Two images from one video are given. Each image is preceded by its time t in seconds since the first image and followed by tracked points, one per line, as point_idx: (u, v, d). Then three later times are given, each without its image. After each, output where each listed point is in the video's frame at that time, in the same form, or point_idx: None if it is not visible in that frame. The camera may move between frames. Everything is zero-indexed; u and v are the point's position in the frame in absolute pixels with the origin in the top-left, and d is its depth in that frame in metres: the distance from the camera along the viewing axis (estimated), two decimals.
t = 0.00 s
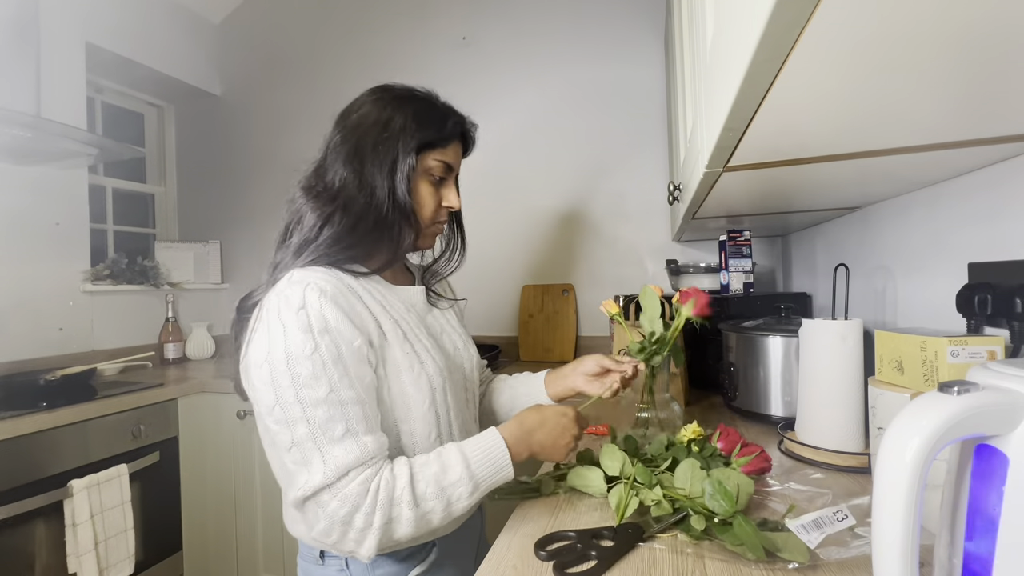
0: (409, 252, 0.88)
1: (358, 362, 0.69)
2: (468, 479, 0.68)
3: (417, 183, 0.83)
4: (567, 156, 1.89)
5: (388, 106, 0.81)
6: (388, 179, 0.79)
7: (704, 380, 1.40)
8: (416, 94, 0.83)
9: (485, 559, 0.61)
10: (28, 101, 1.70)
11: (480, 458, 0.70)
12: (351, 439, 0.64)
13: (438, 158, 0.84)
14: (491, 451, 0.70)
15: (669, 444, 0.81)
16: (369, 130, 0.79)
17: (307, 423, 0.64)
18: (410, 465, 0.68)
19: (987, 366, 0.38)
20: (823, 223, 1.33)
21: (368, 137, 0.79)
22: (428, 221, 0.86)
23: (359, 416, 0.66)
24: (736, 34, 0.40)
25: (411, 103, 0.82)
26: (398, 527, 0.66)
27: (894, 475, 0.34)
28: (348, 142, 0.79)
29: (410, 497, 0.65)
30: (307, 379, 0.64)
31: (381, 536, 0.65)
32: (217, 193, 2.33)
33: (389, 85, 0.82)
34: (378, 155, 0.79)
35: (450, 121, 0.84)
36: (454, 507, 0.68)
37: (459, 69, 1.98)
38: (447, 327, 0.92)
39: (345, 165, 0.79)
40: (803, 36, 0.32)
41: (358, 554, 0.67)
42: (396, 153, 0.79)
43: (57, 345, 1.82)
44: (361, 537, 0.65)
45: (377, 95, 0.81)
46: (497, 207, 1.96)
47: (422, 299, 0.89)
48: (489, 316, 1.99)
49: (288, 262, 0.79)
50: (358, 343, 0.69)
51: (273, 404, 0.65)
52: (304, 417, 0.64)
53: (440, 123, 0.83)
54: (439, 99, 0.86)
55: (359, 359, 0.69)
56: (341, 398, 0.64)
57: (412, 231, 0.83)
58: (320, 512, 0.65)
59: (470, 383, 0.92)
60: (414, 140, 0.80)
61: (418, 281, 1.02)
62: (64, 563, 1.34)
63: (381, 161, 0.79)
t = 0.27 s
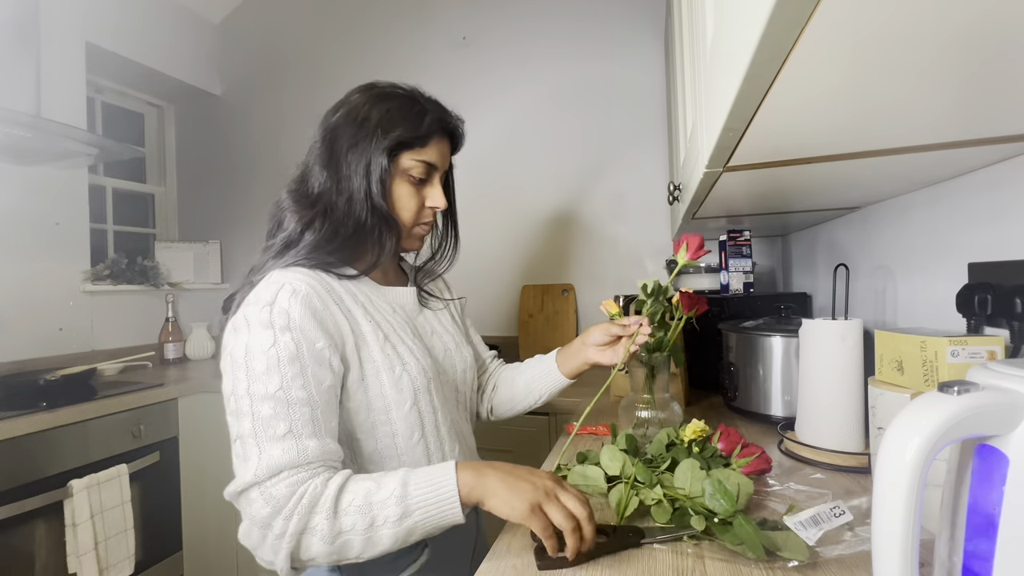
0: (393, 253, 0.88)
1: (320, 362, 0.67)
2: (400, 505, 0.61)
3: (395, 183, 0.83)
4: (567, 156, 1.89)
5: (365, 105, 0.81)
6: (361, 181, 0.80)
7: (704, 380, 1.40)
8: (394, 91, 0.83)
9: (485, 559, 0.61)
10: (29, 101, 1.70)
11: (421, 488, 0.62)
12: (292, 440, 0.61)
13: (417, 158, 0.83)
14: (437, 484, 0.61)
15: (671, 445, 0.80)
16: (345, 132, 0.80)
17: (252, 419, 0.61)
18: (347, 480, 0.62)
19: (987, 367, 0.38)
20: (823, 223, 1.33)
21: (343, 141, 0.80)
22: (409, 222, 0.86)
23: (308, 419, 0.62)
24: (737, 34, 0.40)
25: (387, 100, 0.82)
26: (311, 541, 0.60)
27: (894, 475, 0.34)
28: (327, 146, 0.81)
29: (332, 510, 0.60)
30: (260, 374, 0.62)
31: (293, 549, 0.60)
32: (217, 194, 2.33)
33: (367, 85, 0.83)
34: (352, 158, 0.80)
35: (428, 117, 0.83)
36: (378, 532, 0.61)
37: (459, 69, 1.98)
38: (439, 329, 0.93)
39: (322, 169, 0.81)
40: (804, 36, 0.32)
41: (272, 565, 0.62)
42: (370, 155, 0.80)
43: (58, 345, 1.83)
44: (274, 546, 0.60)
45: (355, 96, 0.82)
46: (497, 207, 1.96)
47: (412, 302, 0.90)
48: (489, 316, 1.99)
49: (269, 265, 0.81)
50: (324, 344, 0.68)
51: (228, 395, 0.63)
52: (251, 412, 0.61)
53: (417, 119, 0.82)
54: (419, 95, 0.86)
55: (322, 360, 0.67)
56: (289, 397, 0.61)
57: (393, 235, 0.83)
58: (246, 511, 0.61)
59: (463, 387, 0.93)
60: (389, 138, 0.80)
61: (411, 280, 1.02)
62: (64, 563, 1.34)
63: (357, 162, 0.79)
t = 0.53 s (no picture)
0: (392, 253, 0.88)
1: (314, 369, 0.68)
2: (392, 491, 0.66)
3: (391, 182, 0.83)
4: (567, 156, 1.89)
5: (357, 107, 0.81)
6: (355, 181, 0.80)
7: (705, 380, 1.40)
8: (385, 92, 0.83)
9: (485, 558, 0.61)
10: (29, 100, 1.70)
11: (410, 471, 0.67)
12: (285, 447, 0.63)
13: (411, 156, 0.83)
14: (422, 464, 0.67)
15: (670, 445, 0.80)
16: (338, 134, 0.81)
17: (246, 426, 0.64)
18: (338, 476, 0.66)
19: (987, 367, 0.38)
20: (823, 223, 1.33)
21: (336, 143, 0.80)
22: (405, 221, 0.86)
23: (299, 426, 0.65)
24: (737, 34, 0.40)
25: (379, 101, 0.82)
26: (316, 533, 0.65)
27: (894, 475, 0.34)
28: (322, 149, 0.82)
29: (328, 507, 0.64)
30: (252, 383, 0.64)
31: (297, 543, 0.65)
32: (217, 194, 2.33)
33: (359, 87, 0.83)
34: (346, 158, 0.80)
35: (419, 115, 0.83)
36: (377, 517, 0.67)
37: (459, 69, 1.98)
38: (438, 329, 0.93)
39: (318, 173, 0.82)
40: (804, 36, 0.32)
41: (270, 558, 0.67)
42: (362, 155, 0.80)
43: (58, 345, 1.83)
44: (277, 542, 0.64)
45: (347, 99, 0.82)
46: (497, 207, 1.96)
47: (411, 301, 0.90)
48: (490, 316, 1.98)
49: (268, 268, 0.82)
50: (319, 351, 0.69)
51: (224, 403, 0.66)
52: (245, 420, 0.64)
53: (408, 118, 0.82)
54: (411, 95, 0.86)
55: (316, 367, 0.68)
56: (281, 406, 0.64)
57: (390, 234, 0.83)
58: (245, 512, 0.65)
59: (461, 387, 0.93)
60: (382, 138, 0.80)
61: (410, 277, 1.01)
62: (64, 563, 1.34)
63: (351, 163, 0.80)
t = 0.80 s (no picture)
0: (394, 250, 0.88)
1: (331, 364, 0.68)
2: (421, 493, 0.66)
3: (392, 178, 0.83)
4: (567, 156, 1.89)
5: (354, 106, 0.81)
6: (358, 179, 0.80)
7: (705, 380, 1.39)
8: (381, 91, 0.84)
9: (485, 558, 0.61)
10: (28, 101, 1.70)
11: (440, 475, 0.67)
12: (311, 443, 0.64)
13: (411, 153, 0.83)
14: (449, 469, 0.67)
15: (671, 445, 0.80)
16: (337, 133, 0.81)
17: (269, 424, 0.63)
18: (367, 476, 0.66)
19: (987, 366, 0.38)
20: (823, 223, 1.33)
21: (337, 140, 0.80)
22: (408, 217, 0.86)
23: (323, 420, 0.65)
24: (736, 34, 0.40)
25: (375, 99, 0.82)
26: (342, 533, 0.65)
27: (894, 474, 0.34)
28: (320, 148, 0.81)
29: (357, 506, 0.64)
30: (274, 381, 0.63)
31: (324, 541, 0.65)
32: (217, 193, 2.33)
33: (354, 87, 0.83)
34: (348, 156, 0.80)
35: (416, 112, 0.83)
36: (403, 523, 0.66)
37: (458, 69, 1.98)
38: (438, 325, 0.93)
39: (318, 170, 0.81)
40: (804, 36, 0.32)
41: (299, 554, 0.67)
42: (364, 152, 0.80)
43: (57, 345, 1.82)
44: (306, 539, 0.64)
45: (343, 99, 0.82)
46: (496, 207, 1.96)
47: (412, 297, 0.90)
48: (489, 316, 1.98)
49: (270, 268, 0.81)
50: (335, 345, 0.69)
51: (243, 403, 0.65)
52: (268, 418, 0.63)
53: (406, 115, 0.83)
54: (406, 93, 0.86)
55: (333, 361, 0.68)
56: (305, 402, 0.64)
57: (393, 229, 0.83)
58: (274, 511, 0.64)
59: (462, 383, 0.93)
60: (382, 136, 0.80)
61: (410, 280, 1.02)
62: (64, 563, 1.34)
63: (352, 161, 0.80)
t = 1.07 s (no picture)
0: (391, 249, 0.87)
1: (364, 345, 0.70)
2: (512, 433, 0.68)
3: (387, 176, 0.82)
4: (566, 156, 1.89)
5: (347, 107, 0.82)
6: (352, 177, 0.80)
7: (705, 380, 1.40)
8: (375, 91, 0.84)
9: (485, 559, 0.61)
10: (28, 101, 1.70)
11: (526, 415, 0.69)
12: (380, 413, 0.65)
13: (405, 150, 0.82)
14: (535, 406, 0.70)
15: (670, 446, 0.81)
16: (331, 133, 0.81)
17: (331, 410, 0.64)
18: (454, 428, 0.69)
19: (987, 366, 0.38)
20: (823, 223, 1.33)
21: (330, 140, 0.81)
22: (405, 217, 0.85)
23: (382, 390, 0.67)
24: (737, 34, 0.40)
25: (369, 99, 0.83)
26: (449, 485, 0.67)
27: (895, 474, 0.34)
28: (315, 148, 0.82)
29: (456, 454, 0.66)
30: (319, 370, 0.65)
31: (435, 497, 0.66)
32: (217, 193, 2.33)
33: (348, 87, 0.84)
34: (341, 155, 0.80)
35: (410, 110, 0.83)
36: (505, 466, 0.69)
37: (458, 69, 1.98)
38: (437, 326, 0.92)
39: (312, 169, 0.82)
40: (803, 36, 0.33)
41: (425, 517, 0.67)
42: (357, 151, 0.80)
43: (57, 345, 1.82)
44: (419, 499, 0.65)
45: (337, 100, 0.83)
46: (495, 207, 1.96)
47: (413, 299, 0.89)
48: (489, 316, 1.98)
49: (268, 268, 0.81)
50: (360, 328, 0.71)
51: (293, 401, 0.65)
52: (328, 405, 0.64)
53: (399, 114, 0.82)
54: (402, 92, 0.86)
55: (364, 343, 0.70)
56: (357, 379, 0.65)
57: (389, 227, 0.83)
58: (376, 488, 0.65)
59: (463, 382, 0.93)
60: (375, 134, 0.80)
61: (409, 281, 1.02)
62: (64, 563, 1.34)
63: (346, 159, 0.80)
